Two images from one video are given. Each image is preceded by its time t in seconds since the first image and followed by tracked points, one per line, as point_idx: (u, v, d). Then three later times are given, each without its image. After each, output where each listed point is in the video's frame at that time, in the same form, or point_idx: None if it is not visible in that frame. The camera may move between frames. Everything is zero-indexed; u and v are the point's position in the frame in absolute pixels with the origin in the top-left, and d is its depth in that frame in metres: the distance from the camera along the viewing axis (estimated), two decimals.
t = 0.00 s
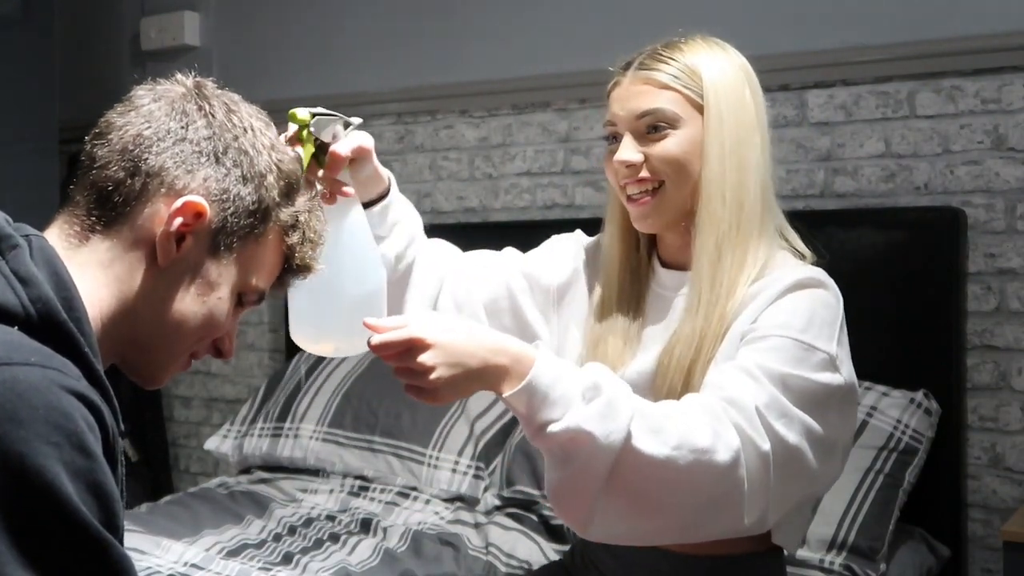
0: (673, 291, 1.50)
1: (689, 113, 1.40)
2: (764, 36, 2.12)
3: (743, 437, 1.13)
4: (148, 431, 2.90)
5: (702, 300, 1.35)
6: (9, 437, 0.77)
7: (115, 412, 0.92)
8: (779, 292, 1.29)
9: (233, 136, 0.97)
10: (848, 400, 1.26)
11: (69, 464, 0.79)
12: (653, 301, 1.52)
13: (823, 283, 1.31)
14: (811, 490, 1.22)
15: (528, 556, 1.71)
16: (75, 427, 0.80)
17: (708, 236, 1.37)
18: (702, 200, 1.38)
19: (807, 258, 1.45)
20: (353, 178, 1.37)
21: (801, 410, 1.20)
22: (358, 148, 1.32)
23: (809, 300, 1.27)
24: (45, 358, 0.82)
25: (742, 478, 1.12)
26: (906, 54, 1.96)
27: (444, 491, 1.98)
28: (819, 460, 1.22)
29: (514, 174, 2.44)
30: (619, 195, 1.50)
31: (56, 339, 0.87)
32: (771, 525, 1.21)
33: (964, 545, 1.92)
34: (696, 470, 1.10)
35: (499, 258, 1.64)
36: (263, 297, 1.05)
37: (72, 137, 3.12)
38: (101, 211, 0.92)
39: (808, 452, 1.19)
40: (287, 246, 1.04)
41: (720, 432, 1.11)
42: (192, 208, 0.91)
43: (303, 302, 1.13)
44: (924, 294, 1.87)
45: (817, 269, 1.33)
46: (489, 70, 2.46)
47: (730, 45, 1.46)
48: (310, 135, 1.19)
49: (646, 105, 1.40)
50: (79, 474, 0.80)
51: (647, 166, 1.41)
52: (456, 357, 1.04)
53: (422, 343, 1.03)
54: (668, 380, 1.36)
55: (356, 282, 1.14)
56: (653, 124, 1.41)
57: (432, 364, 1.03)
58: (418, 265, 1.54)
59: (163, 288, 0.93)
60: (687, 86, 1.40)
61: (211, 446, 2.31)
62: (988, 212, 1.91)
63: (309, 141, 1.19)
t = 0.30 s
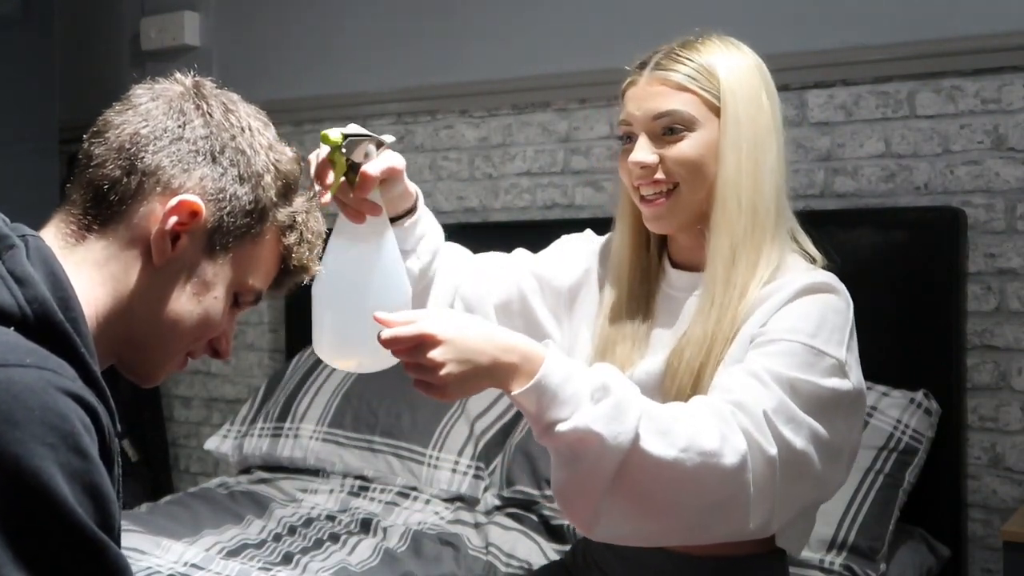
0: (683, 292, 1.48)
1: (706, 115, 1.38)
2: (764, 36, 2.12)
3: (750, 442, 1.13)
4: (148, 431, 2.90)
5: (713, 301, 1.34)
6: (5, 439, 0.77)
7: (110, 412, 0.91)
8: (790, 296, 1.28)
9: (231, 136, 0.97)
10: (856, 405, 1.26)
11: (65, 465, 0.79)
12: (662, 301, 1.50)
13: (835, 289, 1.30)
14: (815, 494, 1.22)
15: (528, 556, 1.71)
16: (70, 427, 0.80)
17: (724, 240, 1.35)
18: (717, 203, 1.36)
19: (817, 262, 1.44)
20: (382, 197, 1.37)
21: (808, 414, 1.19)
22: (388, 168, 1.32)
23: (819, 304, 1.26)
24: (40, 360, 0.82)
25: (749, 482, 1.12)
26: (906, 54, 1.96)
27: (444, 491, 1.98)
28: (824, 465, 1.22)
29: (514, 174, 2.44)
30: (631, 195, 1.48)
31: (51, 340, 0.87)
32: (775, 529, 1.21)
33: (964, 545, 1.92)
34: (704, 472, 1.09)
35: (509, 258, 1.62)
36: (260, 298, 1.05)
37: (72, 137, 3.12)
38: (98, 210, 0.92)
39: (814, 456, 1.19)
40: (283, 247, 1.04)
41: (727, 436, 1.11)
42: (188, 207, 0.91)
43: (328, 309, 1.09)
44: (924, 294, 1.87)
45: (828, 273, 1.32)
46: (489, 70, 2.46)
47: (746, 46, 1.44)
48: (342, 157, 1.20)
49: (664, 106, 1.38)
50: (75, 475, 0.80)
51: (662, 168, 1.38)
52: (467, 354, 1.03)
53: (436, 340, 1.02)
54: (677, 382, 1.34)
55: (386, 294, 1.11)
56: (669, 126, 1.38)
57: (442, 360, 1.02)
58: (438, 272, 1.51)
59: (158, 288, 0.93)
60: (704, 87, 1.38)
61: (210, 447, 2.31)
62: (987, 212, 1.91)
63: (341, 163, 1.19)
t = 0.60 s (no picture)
0: (697, 291, 1.43)
1: (724, 118, 1.33)
2: (764, 36, 2.12)
3: (761, 449, 1.11)
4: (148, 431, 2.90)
5: (726, 302, 1.31)
6: None
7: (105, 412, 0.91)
8: (805, 300, 1.25)
9: (229, 133, 0.97)
10: (868, 413, 1.23)
11: (52, 470, 0.80)
12: (674, 300, 1.46)
13: (850, 294, 1.26)
14: (825, 502, 1.20)
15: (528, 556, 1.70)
16: (59, 430, 0.80)
17: (741, 242, 1.31)
18: (735, 206, 1.32)
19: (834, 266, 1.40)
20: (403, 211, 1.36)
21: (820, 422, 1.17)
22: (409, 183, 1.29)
23: (833, 310, 1.24)
24: (31, 362, 0.82)
25: (759, 489, 1.11)
26: (906, 54, 1.96)
27: (444, 490, 1.98)
28: (834, 472, 1.19)
29: (514, 174, 2.44)
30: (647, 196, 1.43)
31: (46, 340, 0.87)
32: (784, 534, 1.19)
33: (964, 545, 1.92)
34: (713, 479, 1.09)
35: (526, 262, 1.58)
36: (259, 296, 1.05)
37: (72, 137, 3.12)
38: (94, 206, 0.93)
39: (824, 465, 1.17)
40: (282, 245, 1.04)
41: (739, 444, 1.10)
42: (184, 204, 0.92)
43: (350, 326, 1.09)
44: (924, 294, 1.87)
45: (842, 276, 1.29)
46: (489, 70, 2.45)
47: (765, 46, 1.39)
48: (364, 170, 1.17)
49: (682, 108, 1.33)
50: (62, 480, 0.80)
51: (680, 171, 1.34)
52: (483, 361, 1.03)
53: (455, 348, 1.02)
54: (688, 384, 1.31)
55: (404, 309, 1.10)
56: (688, 129, 1.34)
57: (460, 368, 1.02)
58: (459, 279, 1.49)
59: (154, 285, 0.93)
60: (722, 88, 1.33)
61: (210, 446, 2.31)
62: (988, 212, 1.91)
63: (364, 176, 1.16)
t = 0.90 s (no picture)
0: (710, 299, 1.40)
1: (745, 123, 1.31)
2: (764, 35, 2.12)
3: (764, 470, 1.11)
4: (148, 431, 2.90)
5: (738, 314, 1.29)
6: None
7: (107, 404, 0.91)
8: (818, 312, 1.22)
9: (231, 123, 0.97)
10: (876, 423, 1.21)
11: (38, 465, 0.78)
12: (688, 308, 1.43)
13: (861, 305, 1.24)
14: (830, 512, 1.19)
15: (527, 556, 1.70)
16: (47, 423, 0.79)
17: (756, 251, 1.29)
18: (752, 213, 1.30)
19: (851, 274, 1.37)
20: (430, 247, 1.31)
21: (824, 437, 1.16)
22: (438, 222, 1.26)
23: (843, 322, 1.21)
24: (27, 356, 0.82)
25: (759, 510, 1.11)
26: (906, 54, 1.96)
27: (444, 491, 1.98)
28: (840, 483, 1.18)
29: (514, 174, 2.44)
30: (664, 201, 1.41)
31: (49, 335, 0.87)
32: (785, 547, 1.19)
33: (964, 545, 1.92)
34: (715, 503, 1.09)
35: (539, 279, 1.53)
36: (265, 287, 1.05)
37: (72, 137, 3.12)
38: (98, 200, 0.93)
39: (827, 478, 1.16)
40: (287, 234, 1.04)
41: (742, 466, 1.09)
42: (188, 196, 0.92)
43: (368, 363, 1.10)
44: (924, 294, 1.87)
45: (856, 286, 1.27)
46: (489, 70, 2.45)
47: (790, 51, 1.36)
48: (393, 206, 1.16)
49: (703, 113, 1.30)
50: (46, 476, 0.79)
51: (698, 175, 1.31)
52: (488, 387, 1.01)
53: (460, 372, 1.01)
54: (704, 395, 1.29)
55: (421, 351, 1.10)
56: (707, 134, 1.31)
57: (464, 393, 1.01)
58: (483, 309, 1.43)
59: (158, 277, 0.93)
60: (744, 93, 1.30)
61: (210, 446, 2.31)
62: (988, 212, 1.91)
63: (393, 213, 1.16)
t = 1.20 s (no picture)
0: (727, 306, 1.39)
1: (757, 123, 1.30)
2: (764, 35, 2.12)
3: (792, 499, 1.10)
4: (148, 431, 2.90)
5: (755, 325, 1.28)
6: None
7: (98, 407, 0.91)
8: (842, 323, 1.22)
9: (226, 132, 0.98)
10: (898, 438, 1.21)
11: (38, 456, 0.78)
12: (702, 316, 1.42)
13: (882, 318, 1.24)
14: (854, 528, 1.18)
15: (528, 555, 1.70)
16: (43, 419, 0.79)
17: (773, 255, 1.28)
18: (766, 216, 1.29)
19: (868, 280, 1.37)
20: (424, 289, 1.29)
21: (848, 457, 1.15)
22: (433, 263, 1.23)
23: (864, 338, 1.21)
24: (21, 354, 0.82)
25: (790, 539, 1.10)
26: (906, 54, 1.96)
27: (444, 490, 1.98)
28: (863, 501, 1.17)
29: (514, 174, 2.44)
30: (675, 203, 1.40)
31: (38, 336, 0.86)
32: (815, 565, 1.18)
33: (964, 545, 1.92)
34: (746, 536, 1.07)
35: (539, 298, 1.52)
36: (258, 296, 1.05)
37: (72, 137, 3.12)
38: (90, 206, 0.94)
39: (852, 497, 1.15)
40: (280, 244, 1.04)
41: (772, 498, 1.08)
42: (179, 205, 0.92)
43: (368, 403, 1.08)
44: (924, 294, 1.87)
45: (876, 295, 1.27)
46: (489, 70, 2.46)
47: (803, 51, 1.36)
48: (387, 248, 1.16)
49: (714, 112, 1.30)
50: (47, 467, 0.78)
51: (709, 176, 1.30)
52: (518, 433, 1.02)
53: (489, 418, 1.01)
54: (731, 404, 1.29)
55: (430, 382, 1.09)
56: (718, 134, 1.30)
57: (497, 441, 1.02)
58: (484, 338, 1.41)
59: (149, 285, 0.94)
60: (757, 92, 1.30)
61: (210, 446, 2.31)
62: (988, 212, 1.91)
63: (387, 254, 1.15)
